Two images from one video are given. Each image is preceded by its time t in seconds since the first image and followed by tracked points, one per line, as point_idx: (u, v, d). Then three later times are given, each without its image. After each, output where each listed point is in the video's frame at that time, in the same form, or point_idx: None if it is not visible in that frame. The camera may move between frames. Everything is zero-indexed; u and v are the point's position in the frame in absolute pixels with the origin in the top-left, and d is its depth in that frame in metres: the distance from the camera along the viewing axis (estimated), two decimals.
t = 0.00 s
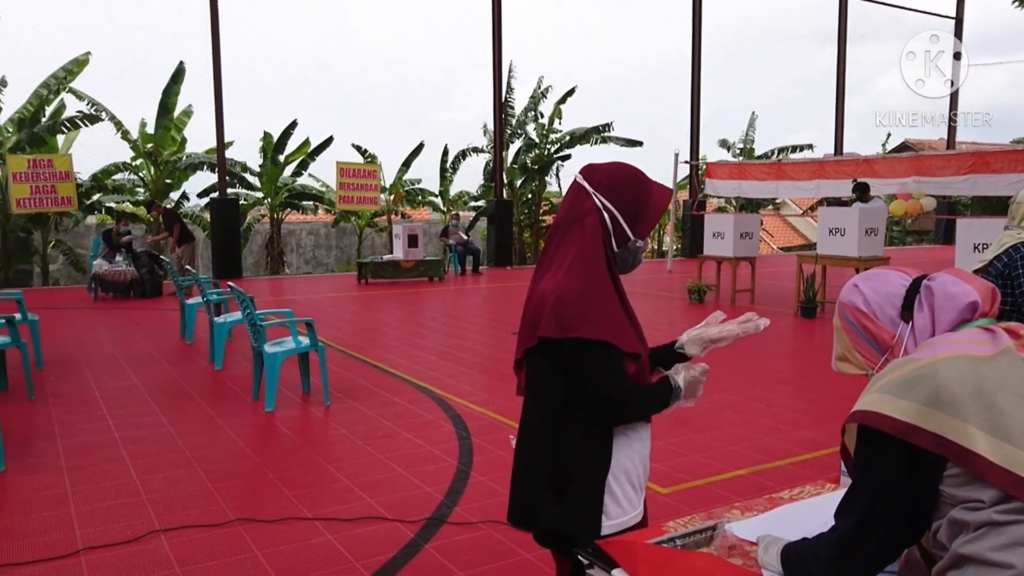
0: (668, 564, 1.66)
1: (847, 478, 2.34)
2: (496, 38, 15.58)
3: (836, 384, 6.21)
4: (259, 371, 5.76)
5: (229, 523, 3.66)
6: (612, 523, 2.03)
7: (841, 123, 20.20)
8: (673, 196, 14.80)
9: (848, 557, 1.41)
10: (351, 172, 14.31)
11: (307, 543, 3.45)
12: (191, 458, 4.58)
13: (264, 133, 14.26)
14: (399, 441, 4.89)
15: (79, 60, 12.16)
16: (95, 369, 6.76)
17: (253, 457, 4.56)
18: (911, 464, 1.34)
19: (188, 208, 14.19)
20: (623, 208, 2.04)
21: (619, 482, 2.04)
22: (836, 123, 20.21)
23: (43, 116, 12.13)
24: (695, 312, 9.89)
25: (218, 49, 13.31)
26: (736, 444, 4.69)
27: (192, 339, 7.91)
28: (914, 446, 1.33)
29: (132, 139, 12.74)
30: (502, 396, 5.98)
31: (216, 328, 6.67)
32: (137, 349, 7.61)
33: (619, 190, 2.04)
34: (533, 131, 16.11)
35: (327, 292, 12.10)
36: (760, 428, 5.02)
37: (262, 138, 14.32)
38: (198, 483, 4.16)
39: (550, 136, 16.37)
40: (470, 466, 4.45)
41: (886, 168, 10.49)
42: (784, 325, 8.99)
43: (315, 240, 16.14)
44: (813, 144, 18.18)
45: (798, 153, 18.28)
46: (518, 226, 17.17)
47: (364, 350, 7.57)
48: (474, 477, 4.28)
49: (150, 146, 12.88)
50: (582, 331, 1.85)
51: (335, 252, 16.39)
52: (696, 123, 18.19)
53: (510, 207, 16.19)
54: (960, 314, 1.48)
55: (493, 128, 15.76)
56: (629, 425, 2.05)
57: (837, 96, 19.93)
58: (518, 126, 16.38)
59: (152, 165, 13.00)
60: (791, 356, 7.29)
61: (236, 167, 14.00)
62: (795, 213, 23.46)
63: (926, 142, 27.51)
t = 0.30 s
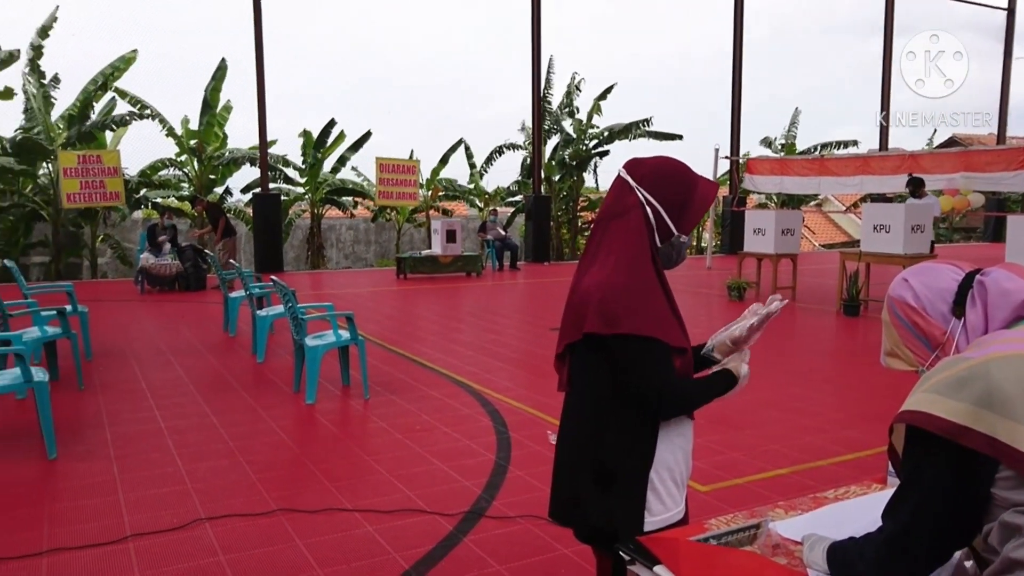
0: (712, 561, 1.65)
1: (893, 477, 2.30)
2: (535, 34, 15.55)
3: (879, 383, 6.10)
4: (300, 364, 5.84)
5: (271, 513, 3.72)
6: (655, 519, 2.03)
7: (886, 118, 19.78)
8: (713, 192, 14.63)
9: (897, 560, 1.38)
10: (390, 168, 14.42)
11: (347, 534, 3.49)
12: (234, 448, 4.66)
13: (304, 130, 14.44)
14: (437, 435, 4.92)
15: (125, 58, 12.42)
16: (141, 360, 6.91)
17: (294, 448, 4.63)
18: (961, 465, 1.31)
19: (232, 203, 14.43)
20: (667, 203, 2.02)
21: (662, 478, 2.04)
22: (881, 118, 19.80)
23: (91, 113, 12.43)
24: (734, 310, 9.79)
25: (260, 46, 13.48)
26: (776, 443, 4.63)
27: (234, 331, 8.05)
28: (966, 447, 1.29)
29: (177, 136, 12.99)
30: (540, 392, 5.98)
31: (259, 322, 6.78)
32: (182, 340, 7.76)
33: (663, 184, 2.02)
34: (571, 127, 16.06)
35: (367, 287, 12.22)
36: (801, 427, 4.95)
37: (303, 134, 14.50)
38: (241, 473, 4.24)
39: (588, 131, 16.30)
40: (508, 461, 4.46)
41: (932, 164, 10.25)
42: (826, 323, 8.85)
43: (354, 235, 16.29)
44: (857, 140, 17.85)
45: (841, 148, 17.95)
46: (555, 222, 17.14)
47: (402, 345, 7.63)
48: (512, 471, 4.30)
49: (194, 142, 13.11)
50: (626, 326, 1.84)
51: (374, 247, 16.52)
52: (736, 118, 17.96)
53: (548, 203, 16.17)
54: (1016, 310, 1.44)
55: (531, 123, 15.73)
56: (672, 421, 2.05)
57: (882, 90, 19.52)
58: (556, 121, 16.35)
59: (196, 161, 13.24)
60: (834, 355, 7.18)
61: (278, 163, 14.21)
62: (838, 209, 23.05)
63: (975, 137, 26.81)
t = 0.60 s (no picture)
0: (755, 562, 1.63)
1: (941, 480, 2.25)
2: (574, 29, 15.50)
3: (926, 384, 5.97)
4: (340, 358, 5.90)
5: (312, 504, 3.77)
6: (697, 519, 2.01)
7: (934, 113, 19.32)
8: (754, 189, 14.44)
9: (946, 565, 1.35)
10: (429, 164, 14.50)
11: (387, 527, 3.53)
12: (277, 440, 4.73)
13: (345, 126, 14.60)
14: (475, 430, 4.94)
15: (173, 58, 12.67)
16: (186, 352, 7.06)
17: (335, 442, 4.68)
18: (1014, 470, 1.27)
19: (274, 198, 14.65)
20: (714, 200, 2.01)
21: (704, 478, 2.02)
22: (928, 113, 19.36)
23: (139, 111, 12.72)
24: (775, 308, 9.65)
25: (302, 43, 13.63)
26: (818, 444, 4.56)
27: (276, 325, 8.17)
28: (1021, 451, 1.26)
29: (221, 133, 13.21)
30: (578, 388, 5.97)
31: (300, 316, 6.87)
32: (225, 334, 7.90)
33: (710, 181, 2.00)
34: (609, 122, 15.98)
35: (406, 282, 12.30)
36: (845, 428, 4.86)
37: (344, 131, 14.67)
38: (282, 465, 4.30)
39: (627, 127, 16.20)
40: (546, 457, 4.46)
41: (982, 160, 9.99)
42: (870, 322, 8.68)
43: (393, 231, 16.40)
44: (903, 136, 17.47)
45: (886, 144, 17.58)
46: (593, 218, 17.07)
47: (440, 340, 7.67)
48: (549, 467, 4.30)
49: (238, 138, 13.32)
50: (668, 323, 1.83)
51: (412, 243, 16.63)
52: (778, 113, 17.70)
53: (586, 199, 16.10)
54: None
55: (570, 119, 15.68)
56: (715, 421, 2.03)
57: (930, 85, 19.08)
58: (594, 117, 16.28)
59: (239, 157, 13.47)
60: (878, 355, 7.04)
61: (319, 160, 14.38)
62: (882, 206, 22.60)
63: None
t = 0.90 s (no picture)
0: (801, 566, 1.60)
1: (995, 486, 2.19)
2: (615, 26, 15.42)
3: (975, 387, 5.83)
4: (380, 353, 5.95)
5: (352, 498, 3.81)
6: (739, 521, 1.99)
7: (986, 109, 18.81)
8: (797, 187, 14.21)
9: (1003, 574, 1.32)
10: (469, 161, 14.54)
11: (426, 521, 3.55)
12: (318, 434, 4.79)
13: (386, 124, 14.72)
14: (514, 427, 4.94)
15: (220, 62, 12.91)
16: (230, 346, 7.18)
17: (375, 436, 4.72)
18: None
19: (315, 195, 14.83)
20: (761, 199, 1.98)
21: (747, 479, 2.00)
22: (979, 109, 18.87)
23: (186, 109, 12.99)
24: (818, 308, 9.50)
25: (345, 41, 13.77)
26: (862, 446, 4.48)
27: (317, 320, 8.28)
28: None
29: (264, 131, 13.42)
30: (616, 386, 5.94)
31: (342, 311, 6.94)
32: (268, 328, 8.03)
33: (759, 179, 1.98)
34: (649, 119, 15.88)
35: (445, 279, 12.37)
36: (891, 431, 4.77)
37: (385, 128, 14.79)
38: (324, 458, 4.36)
39: (668, 124, 16.06)
40: (584, 455, 4.44)
41: None
42: (916, 323, 8.50)
43: (433, 228, 16.50)
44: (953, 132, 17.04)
45: (935, 141, 17.17)
46: (633, 216, 16.98)
47: (479, 337, 7.69)
48: (588, 465, 4.28)
49: (281, 136, 13.51)
50: (711, 321, 1.81)
51: (451, 239, 16.71)
52: (823, 109, 17.40)
53: (626, 196, 16.00)
54: None
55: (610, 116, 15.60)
56: (758, 421, 2.01)
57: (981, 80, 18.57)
58: (634, 114, 16.19)
59: (282, 154, 13.67)
60: (926, 356, 6.88)
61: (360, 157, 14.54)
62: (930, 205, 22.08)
63: None
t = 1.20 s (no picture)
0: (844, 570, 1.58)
1: None
2: (654, 23, 15.30)
3: None
4: (416, 349, 5.99)
5: (389, 492, 3.85)
6: (776, 522, 1.97)
7: None
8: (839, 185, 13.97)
9: None
10: (506, 159, 14.55)
11: (462, 517, 3.57)
12: (355, 429, 4.84)
13: (424, 121, 14.80)
14: (549, 424, 4.94)
15: (260, 62, 13.10)
16: (270, 341, 7.30)
17: (411, 432, 4.76)
18: None
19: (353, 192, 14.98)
20: (802, 198, 1.96)
21: (784, 480, 1.98)
22: None
23: (227, 108, 13.21)
24: (860, 309, 9.34)
25: (383, 40, 13.86)
26: (905, 450, 4.40)
27: (355, 316, 8.38)
28: None
29: (304, 129, 13.59)
30: (652, 385, 5.91)
31: (379, 307, 7.01)
32: (307, 324, 8.14)
33: (800, 177, 1.96)
34: (687, 117, 15.74)
35: (481, 276, 12.41)
36: (935, 434, 4.67)
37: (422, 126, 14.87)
38: (361, 453, 4.41)
39: (706, 122, 15.90)
40: (619, 454, 4.43)
41: None
42: (962, 325, 8.32)
43: (469, 225, 16.56)
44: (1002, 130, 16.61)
45: (983, 139, 16.75)
46: (669, 214, 16.87)
47: (515, 334, 7.71)
48: (623, 464, 4.27)
49: (320, 134, 13.67)
50: (748, 320, 1.79)
51: (487, 237, 16.76)
52: (867, 107, 17.07)
53: (663, 194, 15.87)
54: None
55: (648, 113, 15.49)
56: (797, 423, 1.99)
57: None
58: (672, 112, 16.06)
59: (321, 152, 13.82)
60: (971, 358, 6.73)
61: (397, 155, 14.66)
62: (976, 204, 21.57)
63: None
